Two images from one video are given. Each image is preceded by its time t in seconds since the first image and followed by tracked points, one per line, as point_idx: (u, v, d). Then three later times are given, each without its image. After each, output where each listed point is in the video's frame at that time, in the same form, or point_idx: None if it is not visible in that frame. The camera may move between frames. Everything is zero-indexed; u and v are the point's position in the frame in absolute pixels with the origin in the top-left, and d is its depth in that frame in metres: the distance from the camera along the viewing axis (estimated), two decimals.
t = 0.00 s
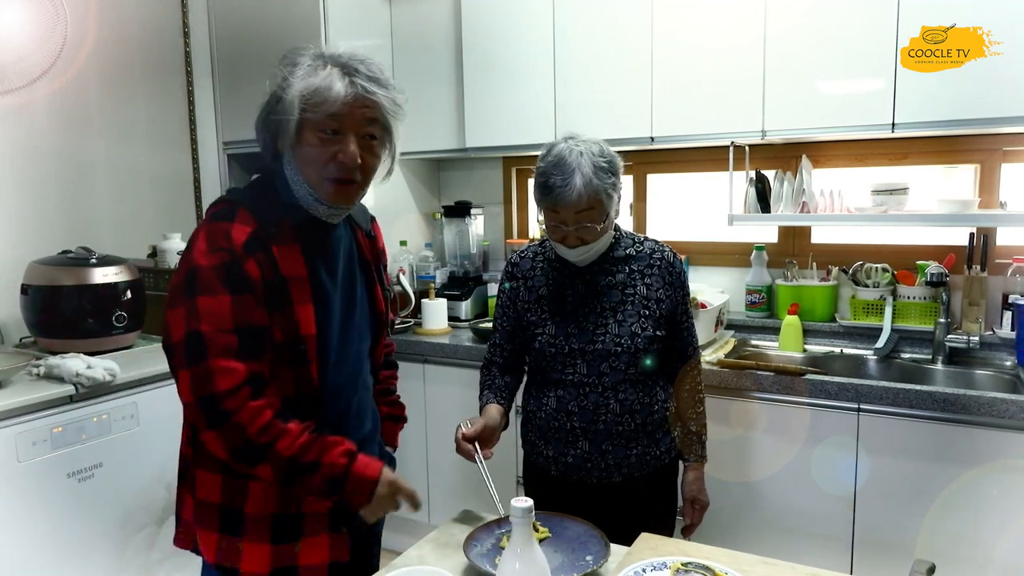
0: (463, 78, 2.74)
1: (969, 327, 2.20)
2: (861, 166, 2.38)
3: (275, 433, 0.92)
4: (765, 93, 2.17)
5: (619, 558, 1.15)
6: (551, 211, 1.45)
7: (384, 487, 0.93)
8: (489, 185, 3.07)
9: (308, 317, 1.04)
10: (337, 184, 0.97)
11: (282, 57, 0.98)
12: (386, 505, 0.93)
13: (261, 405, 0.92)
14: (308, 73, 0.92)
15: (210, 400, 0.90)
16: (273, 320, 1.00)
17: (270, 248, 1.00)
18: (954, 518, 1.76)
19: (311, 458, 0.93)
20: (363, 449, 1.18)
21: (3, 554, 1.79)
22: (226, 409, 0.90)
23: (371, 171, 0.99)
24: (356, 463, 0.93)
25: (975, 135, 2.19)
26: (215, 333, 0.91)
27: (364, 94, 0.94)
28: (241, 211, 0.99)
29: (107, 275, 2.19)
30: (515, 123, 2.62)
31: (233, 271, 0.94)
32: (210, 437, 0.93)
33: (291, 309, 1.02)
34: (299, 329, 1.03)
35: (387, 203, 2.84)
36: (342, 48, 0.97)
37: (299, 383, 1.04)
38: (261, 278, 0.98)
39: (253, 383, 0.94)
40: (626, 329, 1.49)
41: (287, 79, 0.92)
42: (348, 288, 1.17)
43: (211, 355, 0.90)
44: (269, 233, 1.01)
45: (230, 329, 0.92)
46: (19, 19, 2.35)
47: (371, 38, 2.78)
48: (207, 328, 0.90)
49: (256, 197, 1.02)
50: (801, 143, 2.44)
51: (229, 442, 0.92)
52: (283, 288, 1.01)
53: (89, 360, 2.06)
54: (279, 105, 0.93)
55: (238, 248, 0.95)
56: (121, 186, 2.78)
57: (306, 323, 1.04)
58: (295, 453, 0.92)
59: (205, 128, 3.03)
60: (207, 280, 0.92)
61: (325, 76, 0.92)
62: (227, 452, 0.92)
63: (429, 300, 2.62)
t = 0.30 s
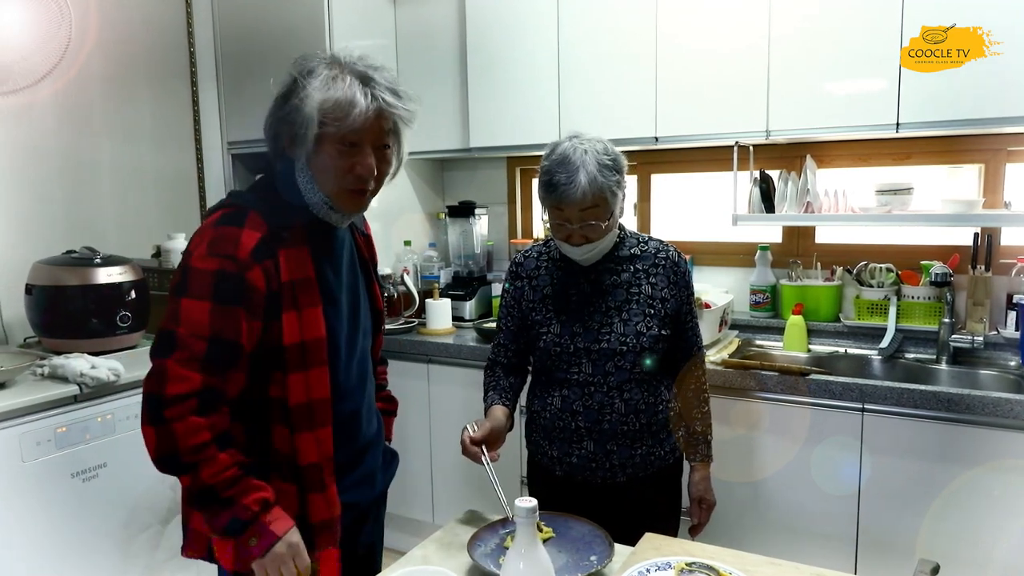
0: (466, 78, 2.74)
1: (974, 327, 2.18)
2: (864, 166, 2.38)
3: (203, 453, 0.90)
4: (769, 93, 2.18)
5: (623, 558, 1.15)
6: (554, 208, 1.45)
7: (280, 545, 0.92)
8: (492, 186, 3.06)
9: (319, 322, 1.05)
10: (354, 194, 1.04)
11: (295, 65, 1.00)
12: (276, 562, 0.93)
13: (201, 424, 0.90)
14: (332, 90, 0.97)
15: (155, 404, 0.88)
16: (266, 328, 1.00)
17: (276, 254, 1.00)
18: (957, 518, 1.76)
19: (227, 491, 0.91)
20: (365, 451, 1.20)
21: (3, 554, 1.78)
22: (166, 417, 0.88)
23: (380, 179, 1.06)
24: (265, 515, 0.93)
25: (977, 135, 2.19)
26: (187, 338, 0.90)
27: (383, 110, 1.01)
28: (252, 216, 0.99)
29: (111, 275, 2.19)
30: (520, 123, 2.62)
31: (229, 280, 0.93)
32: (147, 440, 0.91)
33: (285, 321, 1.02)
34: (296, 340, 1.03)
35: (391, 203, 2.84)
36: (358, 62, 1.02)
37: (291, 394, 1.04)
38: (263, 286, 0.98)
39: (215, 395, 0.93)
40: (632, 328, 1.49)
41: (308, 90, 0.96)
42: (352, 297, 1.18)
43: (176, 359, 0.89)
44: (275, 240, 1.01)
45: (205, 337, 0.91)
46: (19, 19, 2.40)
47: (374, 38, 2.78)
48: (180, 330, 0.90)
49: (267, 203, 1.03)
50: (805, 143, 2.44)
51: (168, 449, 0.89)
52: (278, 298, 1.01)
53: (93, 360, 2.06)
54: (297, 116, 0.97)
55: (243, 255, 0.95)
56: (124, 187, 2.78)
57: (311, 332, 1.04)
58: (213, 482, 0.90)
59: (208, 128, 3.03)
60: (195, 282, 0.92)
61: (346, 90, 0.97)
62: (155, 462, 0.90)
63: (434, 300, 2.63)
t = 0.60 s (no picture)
0: (468, 77, 2.74)
1: (975, 327, 2.19)
2: (865, 166, 2.38)
3: (204, 477, 0.88)
4: (770, 93, 2.18)
5: (624, 558, 1.15)
6: (554, 209, 1.45)
7: (301, 555, 0.88)
8: (493, 186, 3.06)
9: (304, 331, 1.03)
10: (325, 224, 1.01)
11: (306, 89, 0.94)
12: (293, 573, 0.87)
13: (200, 448, 0.88)
14: (336, 135, 0.90)
15: (147, 433, 0.86)
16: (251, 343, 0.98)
17: (257, 267, 0.97)
18: (957, 518, 1.76)
19: (235, 513, 0.89)
20: (358, 458, 1.19)
21: (3, 554, 1.78)
22: (160, 444, 0.86)
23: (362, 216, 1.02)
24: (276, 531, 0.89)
25: (977, 135, 2.19)
26: (173, 362, 0.87)
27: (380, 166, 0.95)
28: (225, 227, 0.96)
29: (112, 275, 2.19)
30: (520, 123, 2.62)
31: (208, 297, 0.90)
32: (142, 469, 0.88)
33: (271, 334, 1.00)
34: (282, 353, 1.01)
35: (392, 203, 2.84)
36: (373, 105, 0.95)
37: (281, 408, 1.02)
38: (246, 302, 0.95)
39: (207, 418, 0.90)
40: (632, 328, 1.49)
41: (310, 131, 0.90)
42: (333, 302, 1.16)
43: (162, 385, 0.87)
44: (256, 252, 0.98)
45: (191, 360, 0.88)
46: (19, 19, 2.41)
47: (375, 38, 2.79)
48: (165, 355, 0.87)
49: (241, 212, 0.99)
50: (805, 143, 2.44)
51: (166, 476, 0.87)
52: (262, 311, 0.98)
53: (94, 360, 2.06)
54: (292, 150, 0.92)
55: (222, 271, 0.92)
56: (125, 187, 2.78)
57: (296, 343, 1.02)
58: (220, 505, 0.88)
59: (209, 128, 3.03)
60: (175, 303, 0.89)
61: (349, 142, 0.91)
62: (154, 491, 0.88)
63: (435, 300, 2.63)
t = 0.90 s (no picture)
0: (468, 76, 2.74)
1: (975, 327, 2.19)
2: (866, 166, 2.38)
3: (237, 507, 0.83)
4: (771, 92, 2.18)
5: (625, 558, 1.15)
6: (552, 210, 1.45)
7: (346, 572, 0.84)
8: (494, 185, 3.06)
9: (301, 348, 0.99)
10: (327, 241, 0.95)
11: (307, 103, 0.85)
12: None
13: (229, 480, 0.83)
14: (346, 159, 0.84)
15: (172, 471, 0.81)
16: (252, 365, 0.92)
17: (254, 285, 0.92)
18: (957, 518, 1.76)
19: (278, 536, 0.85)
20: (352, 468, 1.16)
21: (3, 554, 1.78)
22: (187, 482, 0.81)
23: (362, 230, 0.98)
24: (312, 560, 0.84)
25: (977, 135, 2.19)
26: (183, 395, 0.82)
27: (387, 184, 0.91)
28: (217, 246, 0.89)
29: (113, 275, 2.19)
30: (521, 123, 2.62)
31: (212, 322, 0.85)
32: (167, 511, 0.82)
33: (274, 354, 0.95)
34: (283, 373, 0.96)
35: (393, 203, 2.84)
36: (378, 119, 0.88)
37: (282, 427, 0.98)
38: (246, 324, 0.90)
39: (226, 449, 0.86)
40: (633, 328, 1.49)
41: (320, 157, 0.83)
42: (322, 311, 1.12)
43: (176, 421, 0.81)
44: (253, 270, 0.92)
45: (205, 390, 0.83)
46: (19, 19, 2.38)
47: (376, 37, 2.79)
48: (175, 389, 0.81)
49: (236, 228, 0.93)
50: (806, 143, 2.44)
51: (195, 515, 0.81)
52: (264, 329, 0.93)
53: (95, 360, 2.06)
54: (297, 175, 0.85)
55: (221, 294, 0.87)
56: (125, 187, 2.78)
57: (295, 360, 0.97)
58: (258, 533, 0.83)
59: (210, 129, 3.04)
60: (179, 333, 0.83)
61: (362, 167, 0.85)
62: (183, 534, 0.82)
63: (436, 300, 2.63)
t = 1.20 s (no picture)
0: (468, 76, 2.74)
1: (976, 327, 2.19)
2: (867, 166, 2.38)
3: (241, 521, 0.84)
4: (772, 92, 2.18)
5: (626, 558, 1.15)
6: (550, 210, 1.46)
7: None
8: (494, 185, 3.06)
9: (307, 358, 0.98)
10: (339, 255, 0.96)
11: (329, 121, 0.84)
12: None
13: (237, 495, 0.84)
14: (371, 181, 0.85)
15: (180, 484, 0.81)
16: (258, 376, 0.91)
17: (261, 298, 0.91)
18: (957, 518, 1.76)
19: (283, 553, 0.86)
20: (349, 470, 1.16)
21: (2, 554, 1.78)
22: (193, 495, 0.81)
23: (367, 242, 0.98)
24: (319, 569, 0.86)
25: (977, 135, 2.19)
26: (195, 411, 0.81)
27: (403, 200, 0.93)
28: (225, 257, 0.87)
29: (114, 275, 2.19)
30: (522, 123, 2.62)
31: (223, 339, 0.84)
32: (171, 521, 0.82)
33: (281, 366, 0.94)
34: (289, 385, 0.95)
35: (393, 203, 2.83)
36: (397, 138, 0.89)
37: (286, 438, 0.98)
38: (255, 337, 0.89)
39: (234, 463, 0.86)
40: (632, 328, 1.49)
41: (343, 176, 0.84)
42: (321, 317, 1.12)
43: (186, 435, 0.81)
44: (260, 282, 0.91)
45: (215, 406, 0.83)
46: (19, 19, 2.36)
47: (376, 37, 2.79)
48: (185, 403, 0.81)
49: (245, 237, 0.91)
50: (806, 143, 2.44)
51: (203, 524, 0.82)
52: (270, 343, 0.92)
53: (95, 360, 2.06)
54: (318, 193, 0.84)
55: (232, 308, 0.86)
56: (125, 187, 2.78)
57: (300, 371, 0.97)
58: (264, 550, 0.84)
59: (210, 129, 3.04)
60: (188, 348, 0.81)
61: (383, 186, 0.86)
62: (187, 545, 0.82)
63: (436, 300, 2.63)
